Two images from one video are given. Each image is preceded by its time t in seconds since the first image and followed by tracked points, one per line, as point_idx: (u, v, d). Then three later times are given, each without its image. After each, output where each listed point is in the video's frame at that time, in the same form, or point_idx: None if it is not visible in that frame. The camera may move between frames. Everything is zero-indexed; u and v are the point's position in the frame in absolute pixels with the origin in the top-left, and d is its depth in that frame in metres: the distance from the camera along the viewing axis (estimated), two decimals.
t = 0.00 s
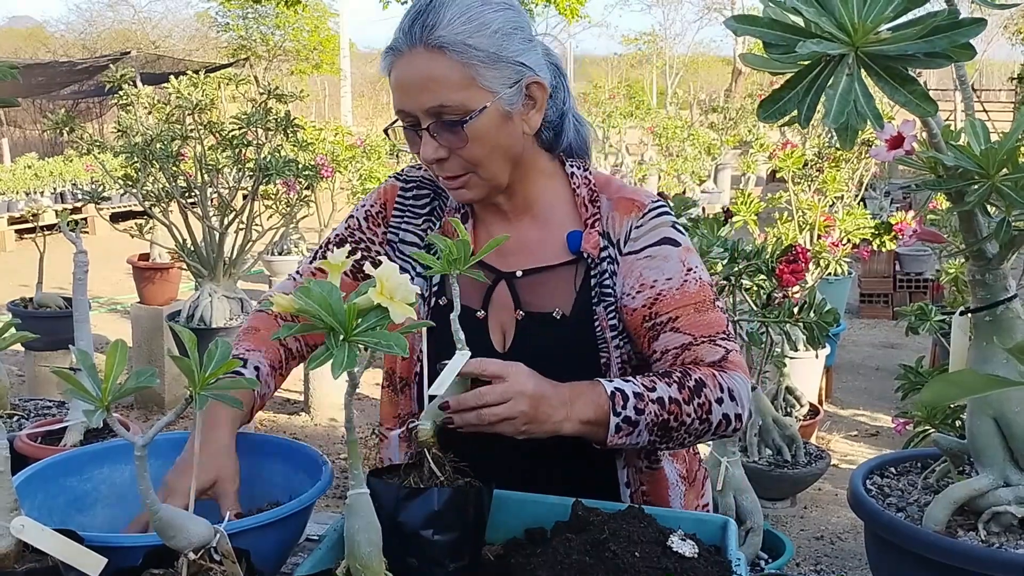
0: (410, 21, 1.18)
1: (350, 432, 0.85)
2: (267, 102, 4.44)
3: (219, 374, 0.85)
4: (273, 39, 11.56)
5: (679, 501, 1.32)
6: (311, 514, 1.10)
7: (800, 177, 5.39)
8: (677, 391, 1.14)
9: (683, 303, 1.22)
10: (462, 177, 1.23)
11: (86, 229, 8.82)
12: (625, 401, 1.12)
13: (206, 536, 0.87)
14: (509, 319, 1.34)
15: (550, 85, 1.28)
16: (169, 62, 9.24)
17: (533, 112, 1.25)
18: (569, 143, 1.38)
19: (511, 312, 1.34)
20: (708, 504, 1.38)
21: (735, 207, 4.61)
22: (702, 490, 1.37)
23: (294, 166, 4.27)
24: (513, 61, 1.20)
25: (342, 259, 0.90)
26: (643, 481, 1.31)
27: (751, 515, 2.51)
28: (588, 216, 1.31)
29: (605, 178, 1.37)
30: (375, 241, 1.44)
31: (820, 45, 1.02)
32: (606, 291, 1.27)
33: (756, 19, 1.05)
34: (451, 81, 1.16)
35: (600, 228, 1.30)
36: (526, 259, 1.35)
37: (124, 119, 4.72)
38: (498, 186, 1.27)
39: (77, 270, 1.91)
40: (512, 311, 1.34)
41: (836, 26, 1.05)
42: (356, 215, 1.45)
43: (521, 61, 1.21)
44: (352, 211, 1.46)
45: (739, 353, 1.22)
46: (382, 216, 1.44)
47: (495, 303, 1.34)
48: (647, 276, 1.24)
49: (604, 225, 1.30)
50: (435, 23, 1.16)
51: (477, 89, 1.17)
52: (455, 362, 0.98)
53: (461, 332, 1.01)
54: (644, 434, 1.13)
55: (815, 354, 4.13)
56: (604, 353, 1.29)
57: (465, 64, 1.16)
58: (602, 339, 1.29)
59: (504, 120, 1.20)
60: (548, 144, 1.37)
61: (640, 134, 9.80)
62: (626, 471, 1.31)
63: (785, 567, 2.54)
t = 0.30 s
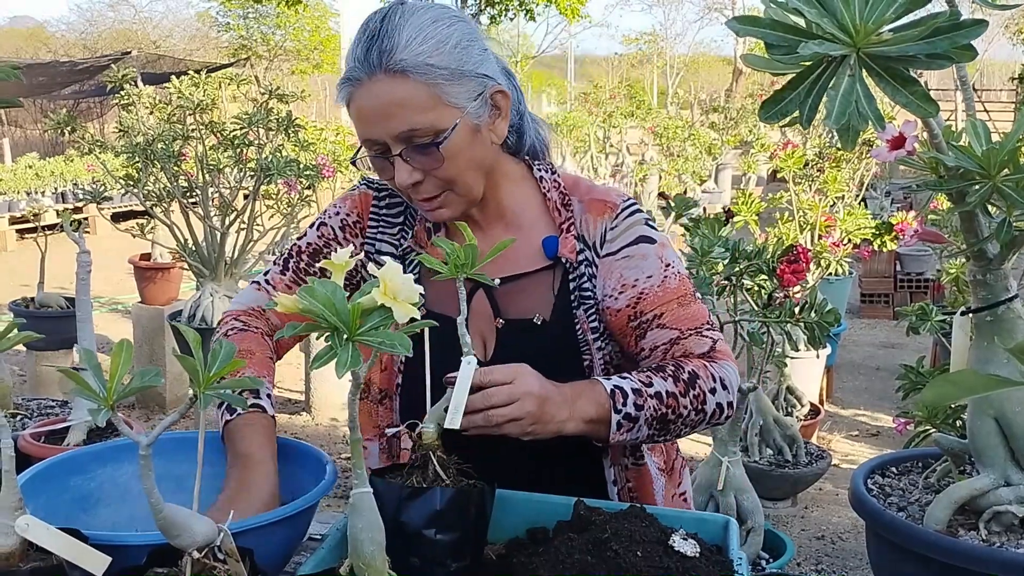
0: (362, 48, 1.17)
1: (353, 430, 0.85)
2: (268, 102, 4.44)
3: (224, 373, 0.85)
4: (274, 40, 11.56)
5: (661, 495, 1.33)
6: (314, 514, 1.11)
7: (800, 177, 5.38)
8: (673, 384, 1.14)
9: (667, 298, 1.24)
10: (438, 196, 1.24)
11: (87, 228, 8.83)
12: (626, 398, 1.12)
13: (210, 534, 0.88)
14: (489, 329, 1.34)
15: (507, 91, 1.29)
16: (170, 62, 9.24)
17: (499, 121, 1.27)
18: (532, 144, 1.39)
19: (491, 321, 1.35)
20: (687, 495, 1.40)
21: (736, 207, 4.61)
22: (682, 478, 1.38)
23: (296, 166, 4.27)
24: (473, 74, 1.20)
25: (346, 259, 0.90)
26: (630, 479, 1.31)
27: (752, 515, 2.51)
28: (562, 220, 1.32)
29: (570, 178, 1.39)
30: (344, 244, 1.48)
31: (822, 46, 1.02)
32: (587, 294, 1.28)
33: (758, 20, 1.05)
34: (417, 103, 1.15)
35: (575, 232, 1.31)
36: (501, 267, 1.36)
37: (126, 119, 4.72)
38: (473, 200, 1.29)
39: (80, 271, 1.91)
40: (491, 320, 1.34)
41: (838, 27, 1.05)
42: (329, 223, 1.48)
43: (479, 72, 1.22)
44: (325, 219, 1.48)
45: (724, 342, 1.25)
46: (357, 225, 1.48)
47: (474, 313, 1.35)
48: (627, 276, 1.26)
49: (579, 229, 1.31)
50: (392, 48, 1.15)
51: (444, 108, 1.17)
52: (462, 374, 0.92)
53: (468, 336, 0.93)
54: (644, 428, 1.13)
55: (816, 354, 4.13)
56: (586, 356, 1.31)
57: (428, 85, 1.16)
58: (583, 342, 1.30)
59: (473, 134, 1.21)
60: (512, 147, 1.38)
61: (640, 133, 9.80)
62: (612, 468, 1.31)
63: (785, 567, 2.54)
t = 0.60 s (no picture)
0: (387, 49, 1.16)
1: (354, 429, 0.85)
2: (269, 102, 4.44)
3: (226, 372, 0.86)
4: (274, 40, 11.58)
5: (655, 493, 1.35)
6: (316, 512, 1.11)
7: (801, 176, 5.38)
8: (674, 379, 1.14)
9: (668, 294, 1.25)
10: (456, 195, 1.25)
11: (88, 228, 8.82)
12: (626, 393, 1.12)
13: (212, 532, 0.88)
14: (491, 324, 1.35)
15: (523, 90, 1.30)
16: (171, 62, 9.25)
17: (515, 120, 1.28)
18: (532, 140, 1.40)
19: (492, 315, 1.35)
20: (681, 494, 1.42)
21: (737, 206, 4.61)
22: (675, 478, 1.41)
23: (297, 166, 4.27)
24: (497, 76, 1.20)
25: (349, 257, 0.91)
26: (627, 476, 1.32)
27: (754, 514, 2.51)
28: (566, 216, 1.33)
29: (575, 177, 1.40)
30: (344, 243, 1.46)
31: (823, 45, 1.02)
32: (588, 290, 1.30)
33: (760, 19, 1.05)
34: (442, 105, 1.15)
35: (579, 228, 1.32)
36: (504, 262, 1.36)
37: (127, 119, 4.72)
38: (485, 199, 1.30)
39: (82, 270, 1.91)
40: (493, 315, 1.35)
41: (839, 27, 1.05)
42: (328, 222, 1.47)
43: (500, 73, 1.22)
44: (324, 218, 1.47)
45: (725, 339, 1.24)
46: (355, 223, 1.46)
47: (476, 305, 1.36)
48: (630, 271, 1.27)
49: (583, 225, 1.32)
50: (418, 51, 1.14)
51: (469, 111, 1.18)
52: (462, 373, 0.92)
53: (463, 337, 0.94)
54: (645, 424, 1.13)
55: (817, 353, 4.13)
56: (587, 351, 1.31)
57: (455, 88, 1.15)
58: (585, 337, 1.31)
59: (494, 135, 1.22)
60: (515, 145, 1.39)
61: (641, 133, 9.80)
62: (610, 465, 1.32)
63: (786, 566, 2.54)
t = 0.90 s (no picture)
0: (468, 17, 1.18)
1: (357, 428, 0.85)
2: (270, 101, 4.44)
3: (228, 371, 0.86)
4: (275, 40, 11.57)
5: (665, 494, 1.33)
6: (318, 510, 1.11)
7: (802, 176, 5.37)
8: (676, 379, 1.14)
9: (687, 292, 1.23)
10: (508, 171, 1.25)
11: (89, 228, 8.82)
12: (626, 390, 1.12)
13: (214, 531, 0.88)
14: (519, 309, 1.36)
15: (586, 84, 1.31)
16: (172, 62, 9.24)
17: (574, 108, 1.29)
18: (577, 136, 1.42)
19: (521, 301, 1.36)
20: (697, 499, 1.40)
21: (738, 206, 4.61)
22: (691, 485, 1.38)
23: (298, 165, 4.27)
24: (567, 60, 1.22)
25: (352, 256, 0.90)
26: (639, 474, 1.31)
27: (756, 514, 2.51)
28: (601, 207, 1.34)
29: (613, 173, 1.40)
30: (395, 226, 1.39)
31: (827, 43, 1.02)
32: (615, 280, 1.29)
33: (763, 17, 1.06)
34: (514, 79, 1.16)
35: (611, 220, 1.32)
36: (539, 248, 1.37)
37: (127, 118, 4.71)
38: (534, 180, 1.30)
39: (83, 269, 1.90)
40: (522, 300, 1.36)
41: (842, 25, 1.05)
42: (375, 208, 1.40)
43: (571, 60, 1.24)
44: (370, 206, 1.40)
45: (738, 345, 1.23)
46: (402, 205, 1.41)
47: (505, 291, 1.37)
48: (654, 265, 1.26)
49: (616, 217, 1.32)
50: (499, 23, 1.16)
51: (538, 88, 1.19)
52: (454, 365, 0.91)
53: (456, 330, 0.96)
54: (644, 424, 1.12)
55: (819, 353, 4.13)
56: (609, 341, 1.31)
57: (529, 63, 1.17)
58: (608, 327, 1.30)
59: (555, 118, 1.23)
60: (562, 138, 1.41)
61: (642, 133, 9.80)
62: (622, 459, 1.32)
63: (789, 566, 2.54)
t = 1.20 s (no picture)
0: (520, 24, 1.17)
1: (360, 428, 0.85)
2: (271, 101, 4.44)
3: (231, 371, 0.85)
4: (276, 40, 11.57)
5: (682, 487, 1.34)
6: (320, 510, 1.11)
7: (803, 176, 5.37)
8: (676, 370, 1.13)
9: (692, 285, 1.23)
10: (539, 180, 1.26)
11: (89, 228, 8.82)
12: (624, 382, 1.11)
13: (216, 532, 0.88)
14: (535, 314, 1.36)
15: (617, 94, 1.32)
16: (172, 62, 9.24)
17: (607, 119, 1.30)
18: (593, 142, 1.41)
19: (538, 307, 1.37)
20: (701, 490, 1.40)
21: (739, 206, 4.61)
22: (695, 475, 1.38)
23: (299, 166, 4.27)
24: (611, 75, 1.22)
25: (353, 256, 0.90)
26: (659, 468, 1.32)
27: (757, 514, 2.51)
28: (615, 211, 1.35)
29: (627, 178, 1.42)
30: (398, 224, 1.36)
31: (830, 43, 1.02)
32: (628, 282, 1.31)
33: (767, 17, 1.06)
34: (561, 93, 1.17)
35: (626, 223, 1.34)
36: (557, 255, 1.38)
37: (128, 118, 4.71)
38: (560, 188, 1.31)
39: (85, 269, 1.90)
40: (539, 306, 1.36)
41: (846, 24, 1.05)
42: (379, 202, 1.36)
43: (613, 74, 1.24)
44: (373, 198, 1.36)
45: (742, 339, 1.21)
46: (408, 204, 1.37)
47: (522, 298, 1.37)
48: (661, 261, 1.28)
49: (629, 221, 1.34)
50: (552, 35, 1.15)
51: (582, 102, 1.19)
52: (440, 367, 0.91)
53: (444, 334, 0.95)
54: (645, 417, 1.11)
55: (820, 353, 4.13)
56: (626, 343, 1.32)
57: (577, 77, 1.17)
58: (624, 330, 1.32)
59: (593, 131, 1.24)
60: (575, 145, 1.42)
61: (642, 133, 9.80)
62: (644, 456, 1.32)
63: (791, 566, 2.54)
